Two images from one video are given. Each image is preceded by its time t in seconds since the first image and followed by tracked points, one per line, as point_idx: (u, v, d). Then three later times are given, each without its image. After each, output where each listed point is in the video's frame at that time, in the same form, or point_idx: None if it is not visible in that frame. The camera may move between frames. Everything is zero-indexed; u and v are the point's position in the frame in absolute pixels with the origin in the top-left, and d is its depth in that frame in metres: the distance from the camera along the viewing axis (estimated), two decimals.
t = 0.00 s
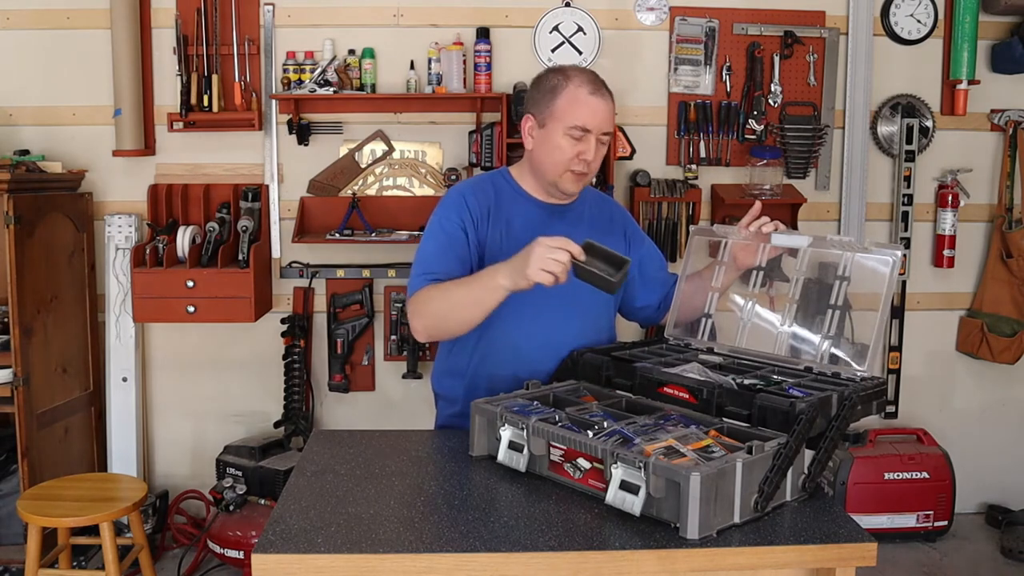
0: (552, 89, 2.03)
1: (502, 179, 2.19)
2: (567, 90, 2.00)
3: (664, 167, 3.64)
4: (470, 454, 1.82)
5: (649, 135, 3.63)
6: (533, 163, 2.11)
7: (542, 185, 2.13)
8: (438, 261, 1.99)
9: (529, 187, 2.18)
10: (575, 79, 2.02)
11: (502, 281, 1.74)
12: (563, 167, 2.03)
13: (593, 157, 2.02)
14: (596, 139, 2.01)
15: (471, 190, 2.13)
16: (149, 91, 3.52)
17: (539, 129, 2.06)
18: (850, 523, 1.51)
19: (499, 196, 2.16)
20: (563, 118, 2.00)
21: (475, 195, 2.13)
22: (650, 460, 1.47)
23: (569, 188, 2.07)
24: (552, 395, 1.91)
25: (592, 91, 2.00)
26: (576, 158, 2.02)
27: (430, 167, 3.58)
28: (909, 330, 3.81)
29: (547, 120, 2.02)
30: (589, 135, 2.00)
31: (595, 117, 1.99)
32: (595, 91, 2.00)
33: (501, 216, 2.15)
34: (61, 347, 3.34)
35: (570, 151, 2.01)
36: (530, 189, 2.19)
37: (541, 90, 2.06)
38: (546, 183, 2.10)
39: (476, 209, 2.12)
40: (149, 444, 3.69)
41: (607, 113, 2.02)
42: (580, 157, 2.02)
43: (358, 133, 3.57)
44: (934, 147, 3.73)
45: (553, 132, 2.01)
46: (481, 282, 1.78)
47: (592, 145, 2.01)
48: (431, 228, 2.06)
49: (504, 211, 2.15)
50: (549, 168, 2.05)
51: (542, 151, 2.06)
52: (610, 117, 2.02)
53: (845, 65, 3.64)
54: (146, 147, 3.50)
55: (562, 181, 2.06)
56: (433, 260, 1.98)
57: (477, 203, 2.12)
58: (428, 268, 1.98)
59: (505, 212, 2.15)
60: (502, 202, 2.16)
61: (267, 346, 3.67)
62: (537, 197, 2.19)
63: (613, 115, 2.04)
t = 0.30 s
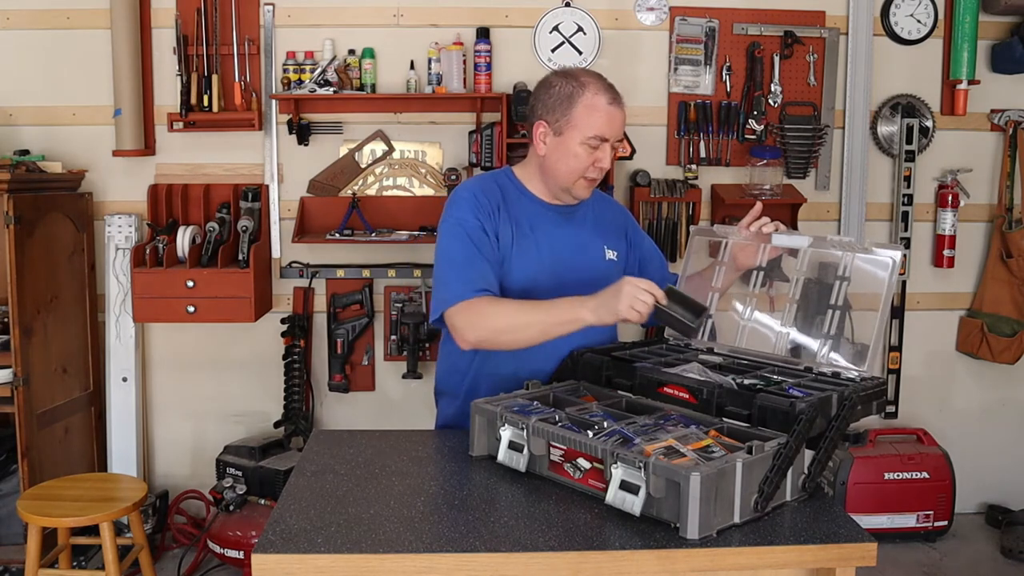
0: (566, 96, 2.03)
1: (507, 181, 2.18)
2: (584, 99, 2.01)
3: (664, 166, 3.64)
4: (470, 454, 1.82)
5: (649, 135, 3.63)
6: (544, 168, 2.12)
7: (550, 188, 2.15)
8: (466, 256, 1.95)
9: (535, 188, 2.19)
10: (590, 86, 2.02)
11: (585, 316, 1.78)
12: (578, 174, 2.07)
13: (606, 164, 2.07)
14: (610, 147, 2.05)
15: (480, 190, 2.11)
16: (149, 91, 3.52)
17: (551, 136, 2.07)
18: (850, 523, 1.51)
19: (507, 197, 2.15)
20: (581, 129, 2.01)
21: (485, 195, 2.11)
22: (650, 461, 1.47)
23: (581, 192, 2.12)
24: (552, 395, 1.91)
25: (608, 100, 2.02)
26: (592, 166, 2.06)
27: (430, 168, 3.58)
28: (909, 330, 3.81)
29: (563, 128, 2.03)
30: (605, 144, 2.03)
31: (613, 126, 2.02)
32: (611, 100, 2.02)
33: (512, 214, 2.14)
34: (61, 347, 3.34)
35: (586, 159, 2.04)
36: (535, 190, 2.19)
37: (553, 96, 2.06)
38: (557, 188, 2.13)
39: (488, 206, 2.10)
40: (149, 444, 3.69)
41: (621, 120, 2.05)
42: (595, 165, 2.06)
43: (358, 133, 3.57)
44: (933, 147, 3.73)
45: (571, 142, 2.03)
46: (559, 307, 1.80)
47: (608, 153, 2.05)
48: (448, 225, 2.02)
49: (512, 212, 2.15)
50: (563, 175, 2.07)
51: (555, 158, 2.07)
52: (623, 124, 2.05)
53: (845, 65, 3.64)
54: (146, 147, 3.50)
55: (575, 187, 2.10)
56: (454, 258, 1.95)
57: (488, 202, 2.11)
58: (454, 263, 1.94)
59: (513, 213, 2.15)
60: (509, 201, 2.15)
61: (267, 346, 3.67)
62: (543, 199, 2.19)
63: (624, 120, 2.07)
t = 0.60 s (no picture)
0: (572, 97, 2.03)
1: (514, 181, 2.18)
2: (589, 101, 2.01)
3: (664, 166, 3.64)
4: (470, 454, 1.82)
5: (649, 135, 3.63)
6: (549, 169, 2.12)
7: (555, 189, 2.15)
8: (490, 251, 1.95)
9: (541, 189, 2.18)
10: (596, 87, 2.02)
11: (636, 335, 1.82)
12: (583, 175, 2.07)
13: (611, 165, 2.08)
14: (615, 148, 2.05)
15: (492, 190, 2.11)
16: (149, 91, 3.52)
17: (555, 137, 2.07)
18: (850, 523, 1.51)
19: (516, 197, 2.15)
20: (588, 130, 2.01)
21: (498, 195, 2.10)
22: (650, 461, 1.47)
23: (586, 193, 2.13)
24: (552, 395, 1.91)
25: (613, 101, 2.02)
26: (597, 167, 2.06)
27: (430, 168, 3.59)
28: (909, 330, 3.81)
29: (569, 129, 2.03)
30: (610, 145, 2.04)
31: (619, 126, 2.02)
32: (616, 100, 2.02)
33: (523, 211, 2.14)
34: (61, 347, 3.34)
35: (591, 160, 2.05)
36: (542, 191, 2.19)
37: (559, 97, 2.05)
38: (562, 189, 2.13)
39: (500, 205, 2.10)
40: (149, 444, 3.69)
41: (626, 121, 2.05)
42: (601, 166, 2.06)
43: (358, 133, 3.56)
44: (933, 147, 3.73)
45: (577, 144, 2.03)
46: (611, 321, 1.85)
47: (613, 154, 2.05)
48: (465, 225, 2.01)
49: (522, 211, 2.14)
50: (569, 177, 2.08)
51: (561, 159, 2.07)
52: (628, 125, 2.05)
53: (845, 65, 3.64)
54: (146, 147, 3.50)
55: (581, 188, 2.11)
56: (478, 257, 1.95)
57: (500, 202, 2.10)
58: (479, 259, 1.94)
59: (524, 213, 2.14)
60: (518, 199, 2.15)
61: (267, 346, 3.67)
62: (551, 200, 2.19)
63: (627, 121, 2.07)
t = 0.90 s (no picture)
0: (572, 97, 2.03)
1: (517, 179, 2.18)
2: (589, 100, 2.01)
3: (664, 166, 3.64)
4: (470, 454, 1.82)
5: (649, 135, 3.63)
6: (550, 169, 2.12)
7: (556, 189, 2.15)
8: (493, 247, 1.95)
9: (542, 188, 2.18)
10: (596, 87, 2.02)
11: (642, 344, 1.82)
12: (584, 175, 2.07)
13: (612, 164, 2.07)
14: (615, 147, 2.05)
15: (494, 188, 2.11)
16: (149, 91, 3.52)
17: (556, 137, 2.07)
18: (850, 523, 1.51)
19: (518, 195, 2.15)
20: (587, 129, 2.02)
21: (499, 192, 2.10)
22: (650, 460, 1.47)
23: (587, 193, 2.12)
24: (552, 395, 1.91)
25: (613, 100, 2.02)
26: (598, 166, 2.06)
27: (430, 168, 3.59)
28: (909, 330, 3.81)
29: (570, 129, 2.03)
30: (611, 144, 2.03)
31: (619, 126, 2.03)
32: (616, 100, 2.02)
33: (525, 209, 2.14)
34: (61, 347, 3.34)
35: (592, 160, 2.04)
36: (543, 189, 2.18)
37: (559, 97, 2.06)
38: (563, 188, 2.13)
39: (502, 202, 2.10)
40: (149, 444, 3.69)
41: (626, 120, 2.05)
42: (601, 166, 2.06)
43: (358, 133, 3.56)
44: (933, 147, 3.73)
45: (578, 144, 2.03)
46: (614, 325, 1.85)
47: (614, 154, 2.05)
48: (468, 222, 2.01)
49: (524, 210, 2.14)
50: (570, 176, 2.08)
51: (562, 159, 2.07)
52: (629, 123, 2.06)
53: (845, 65, 3.64)
54: (146, 147, 3.50)
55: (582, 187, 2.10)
56: (480, 254, 1.94)
57: (502, 200, 2.10)
58: (482, 256, 1.94)
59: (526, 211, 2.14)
60: (521, 197, 2.15)
61: (267, 346, 3.67)
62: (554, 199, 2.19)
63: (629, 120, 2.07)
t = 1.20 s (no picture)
0: (568, 95, 2.03)
1: (517, 180, 2.18)
2: (584, 98, 2.01)
3: (664, 166, 3.64)
4: (470, 454, 1.82)
5: (649, 135, 3.63)
6: (548, 168, 2.12)
7: (555, 188, 2.15)
8: (492, 248, 1.95)
9: (542, 188, 2.18)
10: (592, 85, 2.02)
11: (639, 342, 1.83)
12: (581, 173, 2.06)
13: (609, 162, 2.07)
14: (613, 145, 2.04)
15: (494, 189, 2.11)
16: (149, 91, 3.52)
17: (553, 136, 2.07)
18: (850, 523, 1.51)
19: (518, 195, 2.15)
20: (582, 126, 2.02)
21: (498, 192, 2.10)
22: (650, 460, 1.47)
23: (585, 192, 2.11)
24: (552, 395, 1.91)
25: (608, 97, 2.02)
26: (595, 164, 2.05)
27: (430, 168, 3.59)
28: (909, 330, 3.81)
29: (566, 126, 2.03)
30: (607, 141, 2.03)
31: (615, 124, 2.02)
32: (612, 97, 2.02)
33: (525, 210, 2.14)
34: (61, 347, 3.34)
35: (589, 158, 2.04)
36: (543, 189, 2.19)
37: (557, 96, 2.06)
38: (561, 188, 2.13)
39: (502, 203, 2.10)
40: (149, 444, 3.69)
41: (623, 118, 2.04)
42: (597, 164, 2.05)
43: (358, 133, 3.56)
44: (933, 147, 3.73)
45: (573, 141, 2.03)
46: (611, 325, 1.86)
47: (610, 152, 2.05)
48: (467, 223, 2.01)
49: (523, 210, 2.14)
50: (566, 175, 2.07)
51: (558, 157, 2.07)
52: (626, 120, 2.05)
53: (845, 65, 3.64)
54: (146, 147, 3.50)
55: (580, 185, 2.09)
56: (479, 255, 1.94)
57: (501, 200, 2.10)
58: (481, 256, 1.94)
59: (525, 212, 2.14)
60: (520, 198, 2.15)
61: (267, 346, 3.67)
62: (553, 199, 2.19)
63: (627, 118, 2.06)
